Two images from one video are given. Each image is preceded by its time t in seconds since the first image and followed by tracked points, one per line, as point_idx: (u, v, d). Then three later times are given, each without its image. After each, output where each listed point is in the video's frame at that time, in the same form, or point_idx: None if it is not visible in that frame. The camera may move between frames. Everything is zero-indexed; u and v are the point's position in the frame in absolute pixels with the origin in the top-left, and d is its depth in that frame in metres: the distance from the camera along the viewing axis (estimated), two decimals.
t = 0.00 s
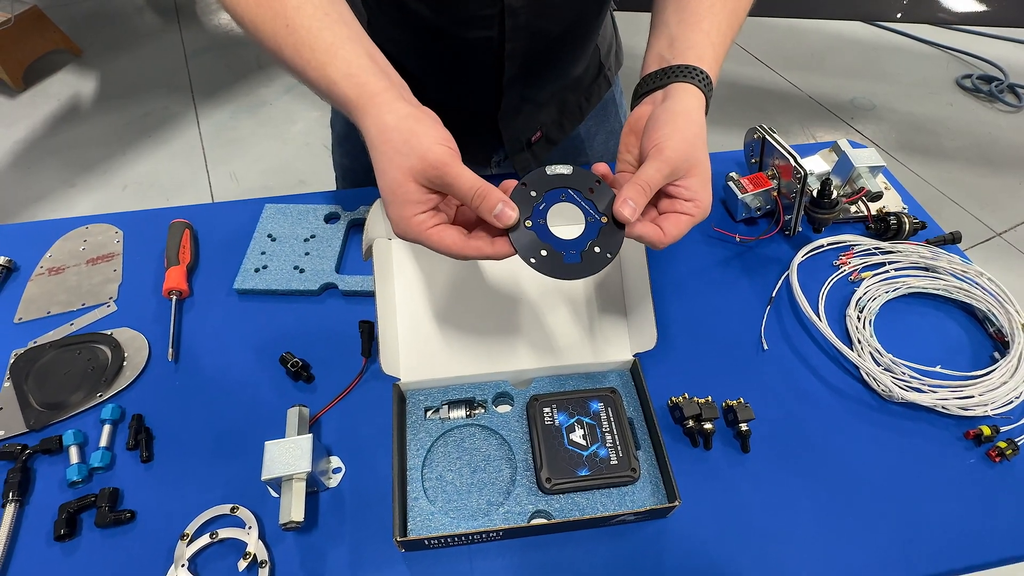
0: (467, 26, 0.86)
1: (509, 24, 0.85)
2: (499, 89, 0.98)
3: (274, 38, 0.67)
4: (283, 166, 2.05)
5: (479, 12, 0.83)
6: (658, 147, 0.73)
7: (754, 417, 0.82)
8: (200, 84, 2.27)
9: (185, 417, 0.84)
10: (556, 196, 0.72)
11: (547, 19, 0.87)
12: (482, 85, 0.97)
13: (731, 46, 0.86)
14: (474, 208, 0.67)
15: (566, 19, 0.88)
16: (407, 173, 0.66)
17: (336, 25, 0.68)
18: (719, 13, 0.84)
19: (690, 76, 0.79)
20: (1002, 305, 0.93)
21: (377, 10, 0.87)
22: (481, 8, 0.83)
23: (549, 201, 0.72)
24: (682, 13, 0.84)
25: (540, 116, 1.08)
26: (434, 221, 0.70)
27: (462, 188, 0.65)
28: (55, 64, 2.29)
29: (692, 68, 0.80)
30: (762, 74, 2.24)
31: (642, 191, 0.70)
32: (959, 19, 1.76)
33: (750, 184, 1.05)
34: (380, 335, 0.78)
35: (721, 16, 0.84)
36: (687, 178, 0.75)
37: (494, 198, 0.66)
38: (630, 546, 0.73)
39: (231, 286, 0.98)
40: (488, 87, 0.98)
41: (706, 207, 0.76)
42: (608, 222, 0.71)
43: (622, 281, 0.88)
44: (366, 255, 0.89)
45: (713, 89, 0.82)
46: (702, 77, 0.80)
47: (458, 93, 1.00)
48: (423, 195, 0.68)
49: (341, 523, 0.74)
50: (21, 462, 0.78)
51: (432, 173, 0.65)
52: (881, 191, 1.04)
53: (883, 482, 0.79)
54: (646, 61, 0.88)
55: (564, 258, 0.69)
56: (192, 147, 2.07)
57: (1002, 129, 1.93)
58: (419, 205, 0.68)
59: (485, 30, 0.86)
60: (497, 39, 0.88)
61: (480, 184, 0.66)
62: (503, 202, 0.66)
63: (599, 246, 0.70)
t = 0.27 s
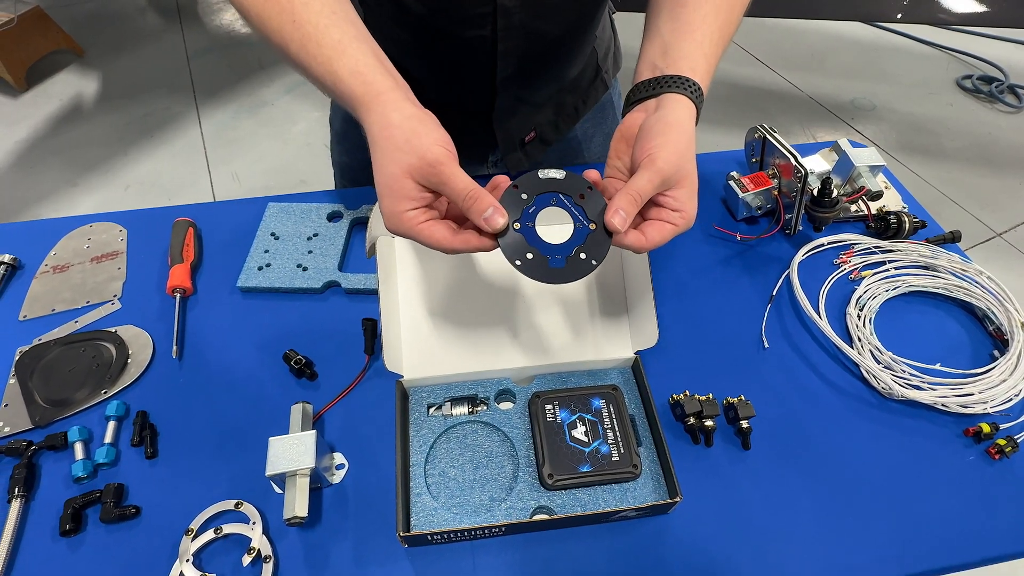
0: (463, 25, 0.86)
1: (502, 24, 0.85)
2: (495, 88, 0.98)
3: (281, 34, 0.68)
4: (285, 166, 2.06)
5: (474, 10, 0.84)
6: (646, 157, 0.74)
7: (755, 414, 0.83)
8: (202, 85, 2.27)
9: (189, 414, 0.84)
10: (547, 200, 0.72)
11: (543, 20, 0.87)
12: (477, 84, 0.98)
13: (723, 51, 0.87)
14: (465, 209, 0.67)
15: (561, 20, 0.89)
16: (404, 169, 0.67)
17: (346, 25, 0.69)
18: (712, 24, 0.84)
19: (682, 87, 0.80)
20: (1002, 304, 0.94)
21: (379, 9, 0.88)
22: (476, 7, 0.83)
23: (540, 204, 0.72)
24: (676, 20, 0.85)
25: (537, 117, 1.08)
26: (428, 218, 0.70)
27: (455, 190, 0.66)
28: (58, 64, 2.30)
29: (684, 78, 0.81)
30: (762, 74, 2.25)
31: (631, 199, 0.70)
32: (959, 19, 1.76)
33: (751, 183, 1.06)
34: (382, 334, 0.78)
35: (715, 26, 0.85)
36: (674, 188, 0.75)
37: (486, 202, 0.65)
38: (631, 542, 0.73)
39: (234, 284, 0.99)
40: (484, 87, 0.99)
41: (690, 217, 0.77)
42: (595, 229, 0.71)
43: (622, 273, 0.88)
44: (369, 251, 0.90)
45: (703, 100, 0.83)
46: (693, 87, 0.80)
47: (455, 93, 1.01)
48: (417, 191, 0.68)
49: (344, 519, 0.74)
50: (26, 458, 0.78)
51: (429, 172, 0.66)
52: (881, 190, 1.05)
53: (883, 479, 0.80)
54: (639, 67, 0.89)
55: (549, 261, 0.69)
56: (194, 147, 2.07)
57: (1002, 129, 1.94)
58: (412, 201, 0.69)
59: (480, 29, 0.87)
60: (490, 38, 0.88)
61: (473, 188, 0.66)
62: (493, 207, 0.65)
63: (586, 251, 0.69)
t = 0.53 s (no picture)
0: (462, 21, 0.86)
1: (501, 19, 0.85)
2: (494, 86, 0.98)
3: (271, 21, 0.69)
4: (286, 166, 2.07)
5: (473, 6, 0.84)
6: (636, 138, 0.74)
7: (755, 412, 0.83)
8: (204, 84, 2.28)
9: (191, 411, 0.84)
10: (536, 185, 0.72)
11: (542, 16, 0.87)
12: (476, 82, 0.98)
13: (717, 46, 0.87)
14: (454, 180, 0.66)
15: (560, 17, 0.89)
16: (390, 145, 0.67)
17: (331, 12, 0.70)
18: (706, 12, 0.85)
19: (677, 71, 0.80)
20: (1001, 302, 0.94)
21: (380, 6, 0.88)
22: (475, 1, 0.83)
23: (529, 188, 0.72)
24: (670, 11, 0.86)
25: (536, 115, 1.09)
26: (416, 198, 0.69)
27: (442, 162, 0.65)
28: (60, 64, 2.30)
29: (676, 62, 0.81)
30: (763, 75, 2.25)
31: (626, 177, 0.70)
32: (959, 20, 1.77)
33: (751, 183, 1.07)
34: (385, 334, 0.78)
35: (709, 15, 0.85)
36: (666, 169, 0.75)
37: (475, 175, 0.66)
38: (632, 538, 0.74)
39: (237, 282, 0.99)
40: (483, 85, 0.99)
41: (685, 197, 0.77)
42: (586, 210, 0.71)
43: (621, 260, 0.89)
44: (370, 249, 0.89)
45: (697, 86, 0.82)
46: (687, 72, 0.80)
47: (455, 90, 1.01)
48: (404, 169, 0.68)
49: (347, 515, 0.75)
50: (30, 455, 0.79)
51: (414, 144, 0.66)
52: (881, 189, 1.05)
53: (882, 475, 0.80)
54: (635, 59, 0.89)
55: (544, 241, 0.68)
56: (196, 146, 2.08)
57: (1003, 130, 1.94)
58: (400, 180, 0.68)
59: (479, 24, 0.87)
60: (489, 33, 0.88)
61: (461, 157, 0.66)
62: (483, 179, 0.66)
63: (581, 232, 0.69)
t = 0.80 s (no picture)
0: (465, 19, 0.86)
1: (504, 17, 0.85)
2: (496, 84, 0.99)
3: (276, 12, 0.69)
4: (287, 166, 2.07)
5: (475, 3, 0.84)
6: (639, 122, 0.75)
7: (755, 410, 0.83)
8: (206, 85, 2.29)
9: (193, 409, 0.85)
10: (541, 174, 0.72)
11: (545, 14, 0.87)
12: (478, 81, 0.99)
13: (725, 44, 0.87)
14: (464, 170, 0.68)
15: (563, 15, 0.89)
16: (404, 121, 0.66)
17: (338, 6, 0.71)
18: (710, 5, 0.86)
19: (682, 62, 0.80)
20: (1001, 302, 0.94)
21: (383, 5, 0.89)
22: None
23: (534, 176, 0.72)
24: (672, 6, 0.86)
25: (537, 115, 1.09)
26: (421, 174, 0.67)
27: (455, 146, 0.67)
28: (62, 64, 2.31)
29: (681, 53, 0.81)
30: (763, 75, 2.26)
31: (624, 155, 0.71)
32: (959, 21, 1.77)
33: (751, 182, 1.07)
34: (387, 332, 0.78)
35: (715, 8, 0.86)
36: (675, 144, 0.75)
37: (485, 162, 0.67)
38: (632, 536, 0.74)
39: (239, 281, 1.00)
40: (484, 83, 0.99)
41: (700, 168, 0.75)
42: (593, 194, 0.71)
43: (620, 253, 0.89)
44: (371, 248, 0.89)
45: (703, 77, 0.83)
46: (693, 63, 0.81)
47: (457, 89, 1.01)
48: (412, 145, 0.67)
49: (348, 512, 0.75)
50: (33, 452, 0.79)
51: (431, 123, 0.67)
52: (881, 189, 1.05)
53: (882, 474, 0.80)
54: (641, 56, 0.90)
55: (556, 227, 0.68)
56: (197, 146, 2.08)
57: (1003, 131, 1.94)
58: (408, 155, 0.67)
59: (482, 22, 0.87)
60: (492, 31, 0.88)
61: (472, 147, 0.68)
62: (492, 167, 0.68)
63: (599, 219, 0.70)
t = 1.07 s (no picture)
0: (463, 21, 0.87)
1: (502, 21, 0.86)
2: (495, 87, 0.99)
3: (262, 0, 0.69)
4: (289, 167, 2.07)
5: (473, 7, 0.85)
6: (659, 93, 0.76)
7: (755, 412, 0.84)
8: (207, 86, 2.29)
9: (194, 410, 0.85)
10: (552, 139, 0.72)
11: (543, 17, 0.88)
12: (478, 83, 0.99)
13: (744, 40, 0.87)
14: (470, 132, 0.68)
15: (562, 18, 0.89)
16: (405, 89, 0.66)
17: None
18: None
19: (717, 46, 0.80)
20: (1000, 304, 0.95)
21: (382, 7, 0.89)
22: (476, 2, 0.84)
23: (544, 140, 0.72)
24: None
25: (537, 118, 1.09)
26: (429, 143, 0.66)
27: (459, 109, 0.67)
28: (63, 65, 2.31)
29: (716, 39, 0.81)
30: (764, 77, 2.26)
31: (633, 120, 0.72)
32: (960, 23, 1.78)
33: (751, 184, 1.07)
34: (388, 332, 0.79)
35: None
36: (686, 114, 0.75)
37: (490, 126, 0.68)
38: (632, 537, 0.74)
39: (240, 282, 1.00)
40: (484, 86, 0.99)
41: (710, 141, 0.74)
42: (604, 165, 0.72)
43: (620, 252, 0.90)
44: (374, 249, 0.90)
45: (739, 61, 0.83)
46: (728, 47, 0.81)
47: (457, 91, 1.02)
48: (417, 115, 0.67)
49: (349, 513, 0.75)
50: (35, 452, 0.79)
51: (430, 86, 0.67)
52: (881, 192, 1.06)
53: (882, 475, 0.80)
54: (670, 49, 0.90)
55: (561, 204, 0.70)
56: (199, 147, 2.09)
57: (1004, 133, 1.95)
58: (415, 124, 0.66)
59: (480, 26, 0.88)
60: (490, 35, 0.89)
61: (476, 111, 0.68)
62: (497, 132, 0.68)
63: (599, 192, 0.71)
